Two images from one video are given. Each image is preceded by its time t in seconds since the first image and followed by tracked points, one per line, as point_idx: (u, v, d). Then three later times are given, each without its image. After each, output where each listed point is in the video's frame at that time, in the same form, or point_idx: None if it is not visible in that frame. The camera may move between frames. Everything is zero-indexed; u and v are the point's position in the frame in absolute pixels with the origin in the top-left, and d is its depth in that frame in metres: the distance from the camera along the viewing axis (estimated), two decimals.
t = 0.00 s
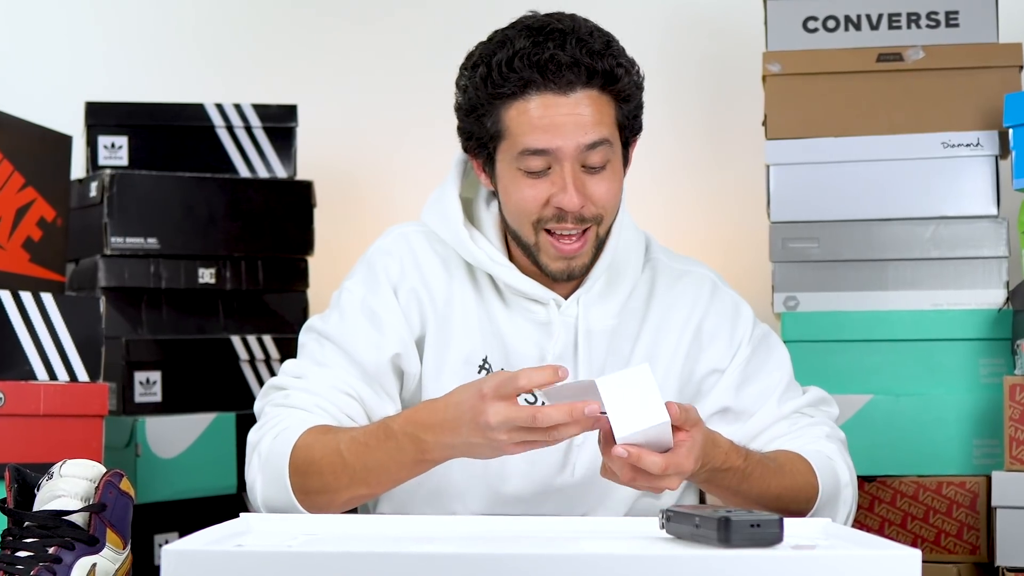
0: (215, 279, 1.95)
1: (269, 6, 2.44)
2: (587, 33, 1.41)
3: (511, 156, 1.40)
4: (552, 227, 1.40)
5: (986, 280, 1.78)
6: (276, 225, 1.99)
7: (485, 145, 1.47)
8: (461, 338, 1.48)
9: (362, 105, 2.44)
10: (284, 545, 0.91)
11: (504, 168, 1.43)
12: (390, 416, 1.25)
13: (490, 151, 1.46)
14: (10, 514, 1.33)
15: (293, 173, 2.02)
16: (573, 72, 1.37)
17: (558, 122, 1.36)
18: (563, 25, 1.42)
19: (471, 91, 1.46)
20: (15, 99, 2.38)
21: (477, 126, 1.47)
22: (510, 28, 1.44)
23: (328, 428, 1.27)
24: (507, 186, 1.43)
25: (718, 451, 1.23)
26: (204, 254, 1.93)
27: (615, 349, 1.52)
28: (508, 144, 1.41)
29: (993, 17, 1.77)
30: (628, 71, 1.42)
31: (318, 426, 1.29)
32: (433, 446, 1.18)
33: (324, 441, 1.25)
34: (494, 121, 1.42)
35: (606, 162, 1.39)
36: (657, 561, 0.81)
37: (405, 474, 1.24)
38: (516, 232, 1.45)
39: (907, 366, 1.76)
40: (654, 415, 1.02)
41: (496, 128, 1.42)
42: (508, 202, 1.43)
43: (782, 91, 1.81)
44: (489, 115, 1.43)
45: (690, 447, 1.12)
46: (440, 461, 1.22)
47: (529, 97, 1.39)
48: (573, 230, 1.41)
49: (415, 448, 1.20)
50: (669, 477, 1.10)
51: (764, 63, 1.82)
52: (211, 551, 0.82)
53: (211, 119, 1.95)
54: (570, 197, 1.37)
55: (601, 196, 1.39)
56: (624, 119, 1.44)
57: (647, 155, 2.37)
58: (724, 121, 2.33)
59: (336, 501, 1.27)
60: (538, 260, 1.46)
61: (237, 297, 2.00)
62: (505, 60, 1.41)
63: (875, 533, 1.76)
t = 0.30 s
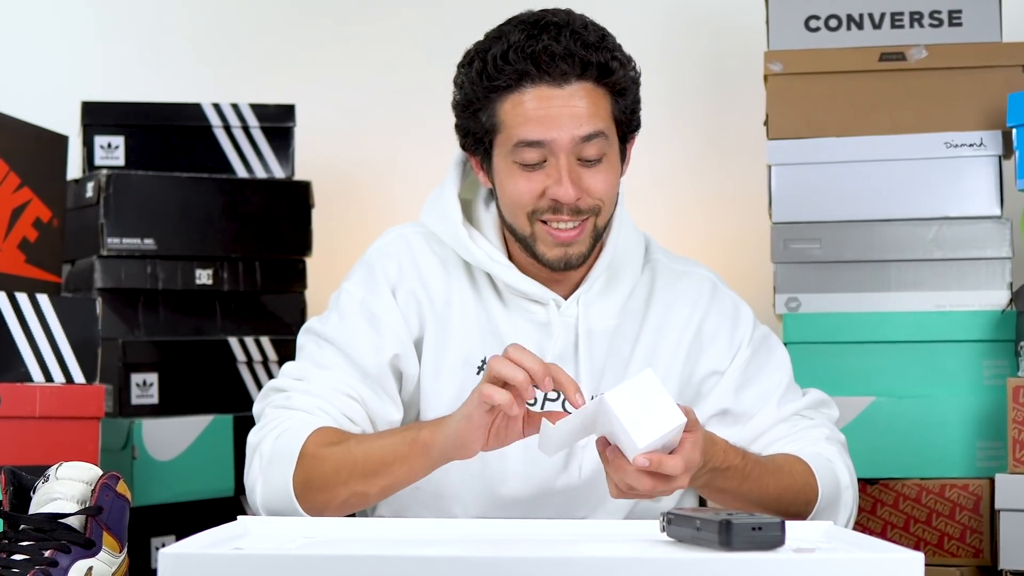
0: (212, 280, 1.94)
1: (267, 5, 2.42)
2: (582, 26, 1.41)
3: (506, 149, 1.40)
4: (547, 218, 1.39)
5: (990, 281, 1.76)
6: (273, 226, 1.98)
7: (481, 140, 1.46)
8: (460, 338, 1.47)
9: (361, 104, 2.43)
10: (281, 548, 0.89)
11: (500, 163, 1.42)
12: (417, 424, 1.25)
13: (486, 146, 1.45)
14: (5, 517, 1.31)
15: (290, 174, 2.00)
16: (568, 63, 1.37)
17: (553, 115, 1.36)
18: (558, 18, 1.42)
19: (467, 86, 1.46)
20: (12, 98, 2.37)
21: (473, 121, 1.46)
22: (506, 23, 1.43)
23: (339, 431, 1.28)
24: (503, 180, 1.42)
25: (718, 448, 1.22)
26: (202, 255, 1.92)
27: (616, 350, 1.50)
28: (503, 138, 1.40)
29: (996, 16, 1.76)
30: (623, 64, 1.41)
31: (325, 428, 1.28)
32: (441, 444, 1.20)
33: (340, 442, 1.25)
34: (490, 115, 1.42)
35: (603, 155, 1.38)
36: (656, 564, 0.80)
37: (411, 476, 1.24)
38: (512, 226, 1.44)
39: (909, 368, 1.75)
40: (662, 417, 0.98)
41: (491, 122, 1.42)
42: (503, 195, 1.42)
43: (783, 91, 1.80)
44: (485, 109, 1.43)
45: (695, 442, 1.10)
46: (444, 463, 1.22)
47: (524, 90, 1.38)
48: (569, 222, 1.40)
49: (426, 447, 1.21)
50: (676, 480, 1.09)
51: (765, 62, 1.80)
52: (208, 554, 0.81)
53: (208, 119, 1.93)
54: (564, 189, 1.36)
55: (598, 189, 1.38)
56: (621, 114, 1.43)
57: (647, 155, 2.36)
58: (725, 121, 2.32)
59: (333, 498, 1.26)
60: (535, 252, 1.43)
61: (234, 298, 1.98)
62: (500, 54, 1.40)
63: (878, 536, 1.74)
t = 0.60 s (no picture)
0: (210, 282, 1.92)
1: (266, 5, 2.41)
2: (569, 16, 1.40)
3: (495, 140, 1.40)
4: (534, 209, 1.38)
5: (993, 281, 1.75)
6: (270, 227, 1.96)
7: (476, 135, 1.46)
8: (464, 339, 1.45)
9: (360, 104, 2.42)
10: (279, 550, 0.88)
11: (491, 155, 1.42)
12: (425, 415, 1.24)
13: (480, 141, 1.45)
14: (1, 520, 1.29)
15: (288, 174, 1.99)
16: (550, 50, 1.36)
17: (536, 103, 1.36)
18: (546, 9, 1.42)
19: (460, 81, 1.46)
20: (7, 98, 2.35)
21: (467, 117, 1.46)
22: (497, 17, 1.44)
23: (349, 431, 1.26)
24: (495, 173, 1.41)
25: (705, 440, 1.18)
26: (198, 256, 1.91)
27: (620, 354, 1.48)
28: (492, 130, 1.40)
29: (1000, 15, 1.75)
30: (610, 54, 1.40)
31: (338, 429, 1.26)
32: (459, 449, 1.18)
33: (351, 442, 1.23)
34: (480, 108, 1.42)
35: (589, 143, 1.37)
36: (656, 567, 0.79)
37: (427, 478, 1.22)
38: (504, 221, 1.42)
39: (913, 370, 1.74)
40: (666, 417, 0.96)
41: (481, 115, 1.42)
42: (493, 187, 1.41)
43: (785, 90, 1.79)
44: (476, 102, 1.43)
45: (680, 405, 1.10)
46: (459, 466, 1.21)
47: (509, 80, 1.38)
48: (556, 213, 1.38)
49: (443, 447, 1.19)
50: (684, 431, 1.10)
51: (767, 62, 1.79)
52: (205, 556, 0.79)
53: (206, 119, 1.92)
54: (548, 176, 1.35)
55: (583, 179, 1.37)
56: (615, 107, 1.42)
57: (648, 155, 2.34)
58: (726, 121, 2.31)
59: (351, 504, 1.25)
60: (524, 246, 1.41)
61: (232, 299, 1.97)
62: (486, 45, 1.41)
63: (880, 540, 1.73)
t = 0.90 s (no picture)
0: (207, 283, 1.91)
1: (263, 3, 2.39)
2: (595, 28, 1.38)
3: (512, 148, 1.37)
4: (549, 222, 1.36)
5: (996, 282, 1.74)
6: (268, 228, 1.95)
7: (487, 139, 1.43)
8: (465, 341, 1.44)
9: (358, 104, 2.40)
10: (276, 555, 0.86)
11: (505, 162, 1.39)
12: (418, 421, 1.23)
13: (492, 145, 1.43)
14: None
15: (286, 174, 1.98)
16: (578, 65, 1.34)
17: (560, 117, 1.33)
18: (571, 18, 1.39)
19: (476, 82, 1.43)
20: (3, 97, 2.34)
21: (480, 119, 1.44)
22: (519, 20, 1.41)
23: (349, 434, 1.25)
24: (508, 180, 1.39)
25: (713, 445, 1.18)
26: (196, 257, 1.89)
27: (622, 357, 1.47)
28: (509, 137, 1.37)
29: (1003, 14, 1.73)
30: (635, 69, 1.38)
31: (336, 433, 1.25)
32: (459, 453, 1.17)
33: (347, 448, 1.22)
34: (497, 113, 1.39)
35: (610, 159, 1.36)
36: (657, 570, 0.78)
37: (428, 485, 1.21)
38: (514, 227, 1.41)
39: (915, 371, 1.73)
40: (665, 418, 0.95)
41: (498, 120, 1.39)
42: (506, 194, 1.39)
43: (787, 90, 1.77)
44: (493, 107, 1.40)
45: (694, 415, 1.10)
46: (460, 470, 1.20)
47: (532, 90, 1.35)
48: (570, 227, 1.37)
49: (444, 454, 1.18)
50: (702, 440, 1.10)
51: (768, 61, 1.77)
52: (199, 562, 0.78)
53: (202, 119, 1.91)
54: (568, 192, 1.33)
55: (602, 195, 1.35)
56: (632, 119, 1.41)
57: (648, 155, 2.33)
58: (727, 121, 2.29)
59: (354, 513, 1.24)
60: (534, 255, 1.42)
61: (229, 300, 1.96)
62: (509, 51, 1.38)
63: (883, 543, 1.72)
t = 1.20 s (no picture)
0: (204, 284, 1.89)
1: (262, 2, 2.38)
2: (604, 26, 1.38)
3: (517, 146, 1.36)
4: (554, 221, 1.35)
5: (1000, 284, 1.72)
6: (266, 229, 1.94)
7: (491, 136, 1.42)
8: (464, 344, 1.42)
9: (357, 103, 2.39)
10: (275, 559, 0.85)
11: (509, 159, 1.38)
12: (400, 429, 1.20)
13: (496, 142, 1.41)
14: None
15: (284, 174, 1.96)
16: (587, 62, 1.33)
17: (567, 115, 1.32)
18: (580, 16, 1.39)
19: (482, 79, 1.42)
20: None
21: (484, 116, 1.43)
22: (527, 17, 1.40)
23: (338, 440, 1.23)
24: (512, 178, 1.38)
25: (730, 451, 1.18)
26: (192, 257, 1.88)
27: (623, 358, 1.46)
28: (514, 135, 1.36)
29: (1006, 13, 1.72)
30: (642, 69, 1.38)
31: (326, 439, 1.23)
32: (447, 461, 1.14)
33: (332, 455, 1.20)
34: (503, 111, 1.38)
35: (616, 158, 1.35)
36: None
37: (417, 490, 1.20)
38: (518, 226, 1.40)
39: (919, 374, 1.71)
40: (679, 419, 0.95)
41: (504, 118, 1.38)
42: (510, 192, 1.38)
43: (788, 89, 1.76)
44: (498, 104, 1.39)
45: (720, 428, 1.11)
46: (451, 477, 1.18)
47: (540, 87, 1.34)
48: (574, 226, 1.36)
49: (431, 465, 1.16)
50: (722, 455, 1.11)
51: (770, 60, 1.76)
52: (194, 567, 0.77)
53: (200, 118, 1.89)
54: (574, 191, 1.32)
55: (607, 195, 1.34)
56: (637, 119, 1.40)
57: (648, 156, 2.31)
58: (728, 120, 2.28)
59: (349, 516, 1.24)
60: (536, 253, 1.40)
61: (226, 301, 1.94)
62: (517, 47, 1.37)
63: (885, 546, 1.70)
